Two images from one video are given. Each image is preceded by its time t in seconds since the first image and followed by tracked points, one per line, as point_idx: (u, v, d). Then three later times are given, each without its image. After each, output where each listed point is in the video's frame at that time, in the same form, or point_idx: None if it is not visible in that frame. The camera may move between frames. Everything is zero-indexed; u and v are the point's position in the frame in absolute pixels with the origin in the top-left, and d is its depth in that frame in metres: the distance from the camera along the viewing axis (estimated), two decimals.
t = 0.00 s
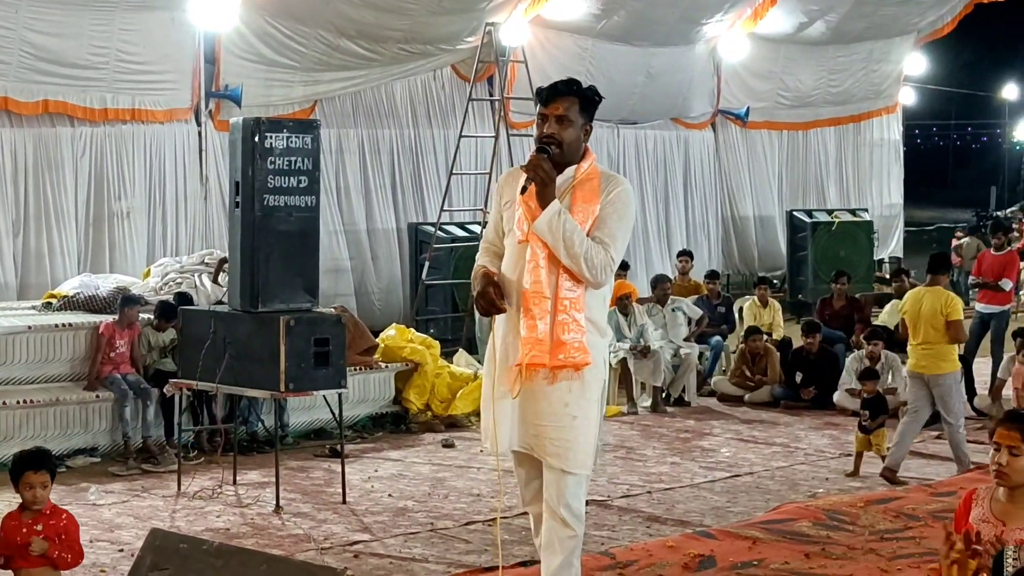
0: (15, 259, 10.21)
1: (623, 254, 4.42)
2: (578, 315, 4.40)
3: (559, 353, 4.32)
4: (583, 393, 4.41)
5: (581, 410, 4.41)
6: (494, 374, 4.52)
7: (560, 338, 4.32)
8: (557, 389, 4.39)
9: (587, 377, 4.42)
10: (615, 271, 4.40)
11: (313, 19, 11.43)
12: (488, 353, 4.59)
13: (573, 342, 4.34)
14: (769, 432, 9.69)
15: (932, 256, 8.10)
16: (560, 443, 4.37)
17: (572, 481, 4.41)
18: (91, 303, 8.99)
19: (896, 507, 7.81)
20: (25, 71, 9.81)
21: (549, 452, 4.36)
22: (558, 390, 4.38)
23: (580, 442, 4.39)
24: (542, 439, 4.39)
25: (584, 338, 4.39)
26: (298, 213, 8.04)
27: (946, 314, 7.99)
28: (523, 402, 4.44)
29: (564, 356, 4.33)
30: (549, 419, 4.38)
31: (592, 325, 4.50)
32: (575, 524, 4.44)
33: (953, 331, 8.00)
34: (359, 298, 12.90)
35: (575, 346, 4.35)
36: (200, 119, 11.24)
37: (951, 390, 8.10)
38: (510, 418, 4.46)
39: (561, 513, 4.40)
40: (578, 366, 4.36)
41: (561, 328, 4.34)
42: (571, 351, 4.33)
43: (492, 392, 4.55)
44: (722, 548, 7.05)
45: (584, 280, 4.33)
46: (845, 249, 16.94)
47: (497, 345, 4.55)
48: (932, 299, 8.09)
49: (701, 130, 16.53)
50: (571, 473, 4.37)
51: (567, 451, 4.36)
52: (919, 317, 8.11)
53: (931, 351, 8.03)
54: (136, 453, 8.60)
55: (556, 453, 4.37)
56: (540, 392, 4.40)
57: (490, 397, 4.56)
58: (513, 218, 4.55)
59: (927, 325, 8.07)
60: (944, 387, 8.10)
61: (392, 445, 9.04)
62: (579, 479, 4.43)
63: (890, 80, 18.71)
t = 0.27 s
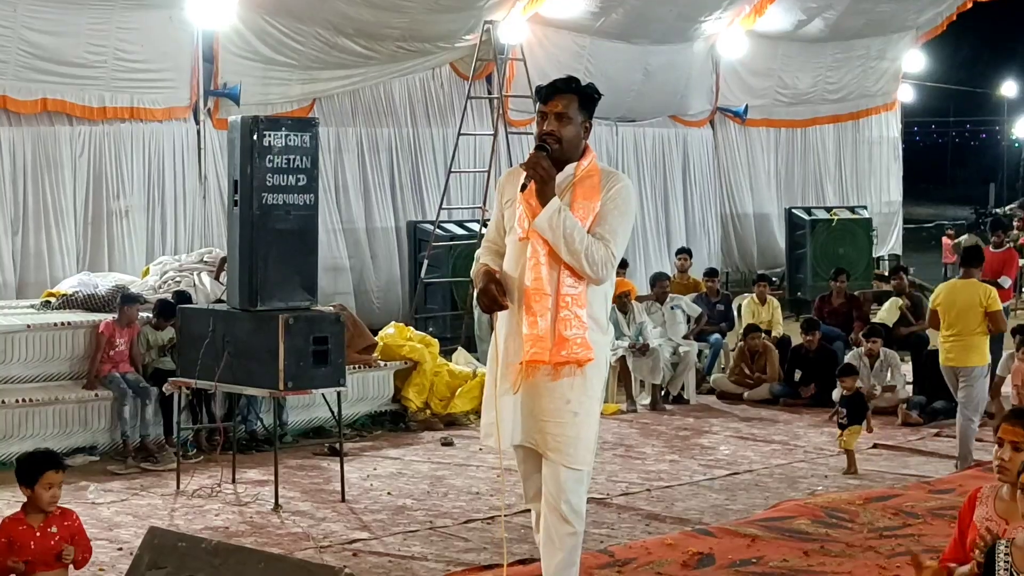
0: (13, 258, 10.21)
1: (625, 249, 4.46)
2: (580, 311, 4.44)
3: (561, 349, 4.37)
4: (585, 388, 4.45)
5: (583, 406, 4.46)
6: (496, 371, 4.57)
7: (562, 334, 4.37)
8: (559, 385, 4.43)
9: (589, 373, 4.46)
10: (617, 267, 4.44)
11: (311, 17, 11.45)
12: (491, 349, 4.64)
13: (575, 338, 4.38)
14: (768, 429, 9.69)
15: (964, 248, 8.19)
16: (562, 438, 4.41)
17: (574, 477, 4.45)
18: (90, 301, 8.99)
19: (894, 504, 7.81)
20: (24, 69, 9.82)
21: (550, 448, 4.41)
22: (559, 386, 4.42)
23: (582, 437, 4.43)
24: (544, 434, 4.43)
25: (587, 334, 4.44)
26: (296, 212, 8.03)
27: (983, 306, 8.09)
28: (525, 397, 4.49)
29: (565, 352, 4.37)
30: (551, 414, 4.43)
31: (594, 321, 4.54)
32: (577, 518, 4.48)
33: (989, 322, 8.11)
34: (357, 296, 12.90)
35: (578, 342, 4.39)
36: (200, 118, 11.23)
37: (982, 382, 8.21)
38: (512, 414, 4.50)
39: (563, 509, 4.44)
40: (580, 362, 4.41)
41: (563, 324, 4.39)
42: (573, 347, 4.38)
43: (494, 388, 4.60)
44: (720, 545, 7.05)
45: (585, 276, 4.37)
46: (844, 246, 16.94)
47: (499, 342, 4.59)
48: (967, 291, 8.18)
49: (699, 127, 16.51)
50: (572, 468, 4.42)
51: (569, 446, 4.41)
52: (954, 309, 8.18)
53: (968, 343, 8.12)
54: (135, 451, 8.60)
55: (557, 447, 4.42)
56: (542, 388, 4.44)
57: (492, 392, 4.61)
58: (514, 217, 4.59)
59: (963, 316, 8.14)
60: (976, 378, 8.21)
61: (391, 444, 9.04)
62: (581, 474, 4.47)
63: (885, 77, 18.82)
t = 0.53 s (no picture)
0: (10, 255, 10.21)
1: (626, 246, 4.57)
2: (582, 307, 4.54)
3: (563, 345, 4.45)
4: (588, 384, 4.53)
5: (586, 401, 4.53)
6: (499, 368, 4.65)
7: (565, 330, 4.46)
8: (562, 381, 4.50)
9: (590, 369, 4.54)
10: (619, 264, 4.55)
11: (310, 14, 11.44)
12: (493, 347, 4.72)
13: (577, 334, 4.47)
14: (765, 427, 9.69)
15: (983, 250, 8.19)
16: (561, 432, 4.47)
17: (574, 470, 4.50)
18: (87, 300, 8.99)
19: (891, 502, 7.82)
20: (21, 67, 9.81)
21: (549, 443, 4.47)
22: (560, 381, 4.49)
23: (584, 432, 4.50)
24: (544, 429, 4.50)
25: (589, 331, 4.52)
26: (294, 210, 8.04)
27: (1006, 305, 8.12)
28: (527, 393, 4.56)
29: (569, 347, 4.46)
30: (551, 410, 4.49)
31: (595, 318, 4.63)
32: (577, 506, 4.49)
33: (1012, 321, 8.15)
34: (355, 295, 12.91)
35: (580, 338, 4.48)
36: (198, 115, 11.21)
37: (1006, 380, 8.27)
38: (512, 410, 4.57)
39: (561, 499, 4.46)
40: (583, 357, 4.49)
41: (565, 320, 4.48)
42: (575, 343, 4.46)
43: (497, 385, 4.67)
44: (717, 544, 7.05)
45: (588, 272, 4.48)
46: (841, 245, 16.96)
47: (501, 339, 4.67)
48: (989, 291, 8.20)
49: (697, 126, 16.53)
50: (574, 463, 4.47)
51: (566, 441, 4.46)
52: (977, 310, 8.20)
53: (994, 344, 8.17)
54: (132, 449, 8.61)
55: (554, 441, 4.47)
56: (545, 383, 4.52)
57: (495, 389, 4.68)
58: (515, 215, 4.70)
59: (988, 318, 8.18)
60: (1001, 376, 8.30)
61: (388, 442, 9.04)
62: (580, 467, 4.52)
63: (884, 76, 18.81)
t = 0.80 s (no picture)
0: (6, 252, 10.20)
1: (629, 240, 4.61)
2: (584, 302, 4.57)
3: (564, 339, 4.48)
4: (589, 378, 4.56)
5: (587, 396, 4.55)
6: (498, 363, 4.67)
7: (566, 324, 4.50)
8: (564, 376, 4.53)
9: (592, 364, 4.56)
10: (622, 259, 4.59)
11: (305, 11, 11.42)
12: (493, 342, 4.74)
13: (578, 328, 4.51)
14: (760, 424, 9.69)
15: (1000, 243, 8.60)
16: (564, 429, 4.49)
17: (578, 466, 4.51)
18: (83, 296, 8.98)
19: (886, 499, 7.83)
20: (17, 64, 9.79)
21: (550, 438, 4.50)
22: (563, 376, 4.52)
23: (586, 427, 4.52)
24: (546, 424, 4.52)
25: (590, 325, 4.55)
26: (289, 206, 8.03)
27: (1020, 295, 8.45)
28: (528, 388, 4.58)
29: (570, 342, 4.48)
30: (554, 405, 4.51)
31: (596, 313, 4.66)
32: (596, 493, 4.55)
33: None
34: (351, 292, 12.92)
35: (582, 332, 4.52)
36: (193, 112, 11.30)
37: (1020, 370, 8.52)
38: (512, 406, 4.59)
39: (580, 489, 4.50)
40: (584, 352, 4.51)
41: (567, 315, 4.51)
42: (577, 337, 4.49)
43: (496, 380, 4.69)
44: (712, 540, 7.06)
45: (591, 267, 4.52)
46: (837, 241, 16.96)
47: (500, 334, 4.69)
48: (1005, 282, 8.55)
49: (693, 122, 16.57)
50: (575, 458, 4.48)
51: (569, 438, 4.48)
52: (991, 299, 8.54)
53: (1007, 333, 8.48)
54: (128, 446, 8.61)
55: (555, 440, 4.49)
56: (546, 378, 4.54)
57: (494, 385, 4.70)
58: (518, 210, 4.73)
59: (1000, 306, 8.50)
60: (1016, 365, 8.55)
61: (384, 439, 9.04)
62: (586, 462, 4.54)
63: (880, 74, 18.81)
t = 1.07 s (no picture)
0: None
1: (632, 237, 4.58)
2: (586, 298, 4.53)
3: (566, 335, 4.47)
4: (591, 374, 4.56)
5: (590, 391, 4.56)
6: (501, 356, 4.67)
7: (567, 321, 4.47)
8: (567, 370, 4.55)
9: (594, 359, 4.57)
10: (624, 256, 4.56)
11: (297, 9, 11.41)
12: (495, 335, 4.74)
13: (580, 325, 4.49)
14: (753, 422, 9.70)
15: None
16: (572, 425, 4.52)
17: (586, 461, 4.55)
18: (75, 294, 8.98)
19: (878, 496, 7.84)
20: (9, 63, 9.77)
21: (558, 432, 4.54)
22: (565, 371, 4.54)
23: (588, 423, 4.54)
24: (551, 418, 4.54)
25: (591, 322, 4.54)
26: (281, 204, 8.03)
27: None
28: (530, 382, 4.59)
29: (571, 338, 4.47)
30: (558, 400, 4.53)
31: (599, 308, 4.64)
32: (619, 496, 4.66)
33: None
34: (344, 290, 12.93)
35: (583, 329, 4.50)
36: (186, 111, 11.27)
37: None
38: (515, 400, 4.59)
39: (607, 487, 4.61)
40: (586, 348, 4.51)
41: (568, 311, 4.49)
42: (577, 334, 4.48)
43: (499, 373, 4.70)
44: (704, 538, 7.06)
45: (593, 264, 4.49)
46: (829, 240, 17.00)
47: (502, 328, 4.69)
48: None
49: (685, 121, 16.63)
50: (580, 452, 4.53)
51: (577, 432, 4.52)
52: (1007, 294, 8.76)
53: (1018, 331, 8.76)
54: (120, 444, 8.59)
55: (566, 434, 4.52)
56: (549, 373, 4.56)
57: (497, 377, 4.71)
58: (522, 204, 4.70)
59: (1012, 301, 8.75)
60: None
61: (376, 437, 9.04)
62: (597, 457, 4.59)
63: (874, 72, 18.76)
